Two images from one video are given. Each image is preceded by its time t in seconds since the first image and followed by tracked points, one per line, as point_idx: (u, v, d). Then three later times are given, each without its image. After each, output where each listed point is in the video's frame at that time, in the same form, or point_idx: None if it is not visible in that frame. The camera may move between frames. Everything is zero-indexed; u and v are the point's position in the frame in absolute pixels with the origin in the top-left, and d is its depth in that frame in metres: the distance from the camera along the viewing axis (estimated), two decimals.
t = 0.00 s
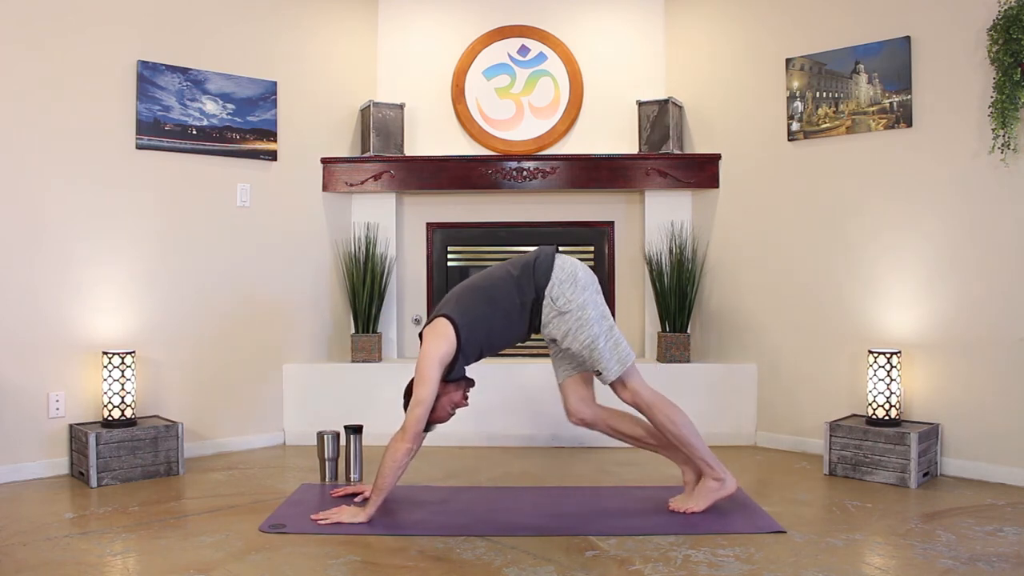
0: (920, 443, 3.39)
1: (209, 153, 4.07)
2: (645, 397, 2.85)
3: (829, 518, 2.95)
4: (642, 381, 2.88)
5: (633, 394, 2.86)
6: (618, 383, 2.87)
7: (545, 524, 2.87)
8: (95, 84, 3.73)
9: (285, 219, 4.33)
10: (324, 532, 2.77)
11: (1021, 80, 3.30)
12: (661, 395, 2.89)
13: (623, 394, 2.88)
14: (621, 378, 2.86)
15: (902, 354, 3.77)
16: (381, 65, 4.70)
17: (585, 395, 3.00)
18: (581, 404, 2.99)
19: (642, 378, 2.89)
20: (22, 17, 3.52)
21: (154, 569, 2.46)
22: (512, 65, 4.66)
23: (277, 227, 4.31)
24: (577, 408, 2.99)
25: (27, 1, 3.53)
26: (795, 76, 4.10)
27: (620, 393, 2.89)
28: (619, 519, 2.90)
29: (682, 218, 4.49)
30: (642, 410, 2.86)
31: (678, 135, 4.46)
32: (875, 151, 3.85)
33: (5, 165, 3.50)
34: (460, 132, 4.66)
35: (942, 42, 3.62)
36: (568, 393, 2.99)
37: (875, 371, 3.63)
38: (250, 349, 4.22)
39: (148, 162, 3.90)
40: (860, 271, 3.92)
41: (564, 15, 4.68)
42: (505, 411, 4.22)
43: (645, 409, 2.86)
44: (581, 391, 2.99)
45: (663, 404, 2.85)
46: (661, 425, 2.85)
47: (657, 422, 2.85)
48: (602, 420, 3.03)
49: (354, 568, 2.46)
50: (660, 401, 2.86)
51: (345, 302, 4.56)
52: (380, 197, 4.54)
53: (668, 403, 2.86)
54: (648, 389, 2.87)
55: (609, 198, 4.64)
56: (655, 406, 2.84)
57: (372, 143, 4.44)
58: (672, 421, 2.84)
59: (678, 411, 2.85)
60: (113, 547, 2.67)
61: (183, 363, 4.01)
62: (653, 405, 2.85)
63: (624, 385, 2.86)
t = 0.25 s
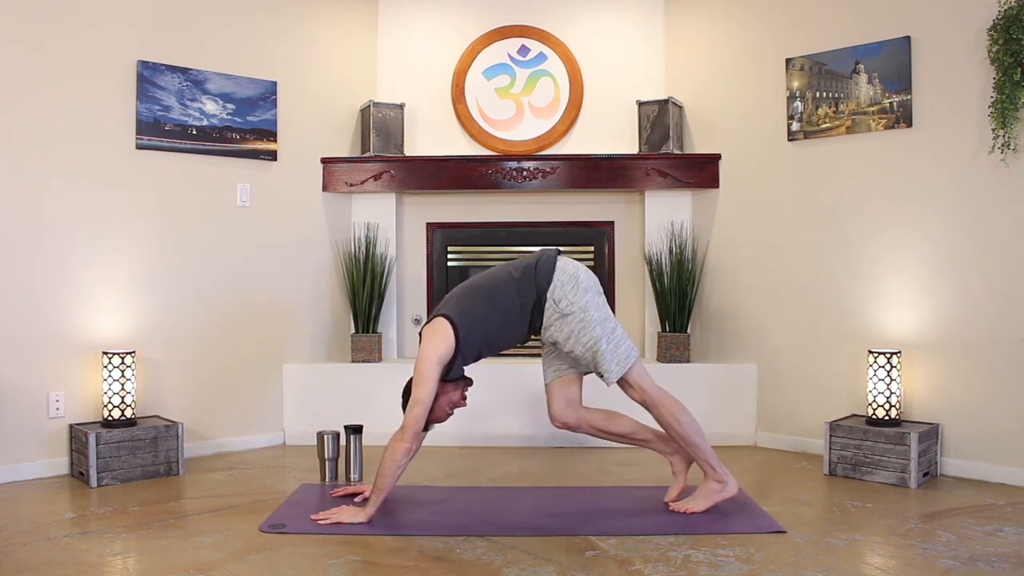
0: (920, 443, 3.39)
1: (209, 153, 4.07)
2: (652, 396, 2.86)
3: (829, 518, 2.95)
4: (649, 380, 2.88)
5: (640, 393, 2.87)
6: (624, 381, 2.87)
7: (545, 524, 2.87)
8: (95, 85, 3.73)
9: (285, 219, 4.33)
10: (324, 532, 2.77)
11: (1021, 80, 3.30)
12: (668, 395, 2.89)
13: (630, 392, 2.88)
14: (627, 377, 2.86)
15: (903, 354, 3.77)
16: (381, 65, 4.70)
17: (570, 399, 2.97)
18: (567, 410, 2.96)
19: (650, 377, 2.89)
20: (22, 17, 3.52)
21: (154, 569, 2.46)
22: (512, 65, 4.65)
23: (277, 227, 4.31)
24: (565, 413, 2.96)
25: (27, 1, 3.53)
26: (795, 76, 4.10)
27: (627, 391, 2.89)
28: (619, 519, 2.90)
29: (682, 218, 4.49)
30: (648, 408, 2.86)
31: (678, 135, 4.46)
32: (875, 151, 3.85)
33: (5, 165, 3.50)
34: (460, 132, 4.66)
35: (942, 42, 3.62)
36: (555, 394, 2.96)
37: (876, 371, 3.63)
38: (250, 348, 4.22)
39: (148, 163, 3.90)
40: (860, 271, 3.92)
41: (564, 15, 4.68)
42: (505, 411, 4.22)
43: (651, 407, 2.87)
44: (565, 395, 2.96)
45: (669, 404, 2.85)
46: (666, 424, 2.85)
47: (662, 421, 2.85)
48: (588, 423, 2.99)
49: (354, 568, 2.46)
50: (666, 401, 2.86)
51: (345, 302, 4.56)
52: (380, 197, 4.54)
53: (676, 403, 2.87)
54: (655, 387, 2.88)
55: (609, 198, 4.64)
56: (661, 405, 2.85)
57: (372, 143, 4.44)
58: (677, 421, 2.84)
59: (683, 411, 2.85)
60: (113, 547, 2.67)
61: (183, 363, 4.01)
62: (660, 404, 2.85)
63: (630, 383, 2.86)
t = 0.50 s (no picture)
0: (920, 443, 3.39)
1: (209, 153, 4.07)
2: (646, 395, 2.84)
3: (829, 518, 2.95)
4: (643, 379, 2.86)
5: (634, 392, 2.86)
6: (619, 381, 2.86)
7: (545, 524, 2.87)
8: (95, 85, 3.73)
9: (285, 219, 4.33)
10: (324, 532, 2.77)
11: (1021, 80, 3.30)
12: (661, 393, 2.87)
13: (624, 391, 2.87)
14: (621, 377, 2.85)
15: (903, 354, 3.77)
16: (381, 65, 4.70)
17: (592, 394, 3.01)
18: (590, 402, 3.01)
19: (643, 376, 2.88)
20: (22, 17, 3.52)
21: (154, 569, 2.46)
22: (512, 65, 4.66)
23: (277, 227, 4.31)
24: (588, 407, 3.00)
25: (27, 1, 3.53)
26: (795, 76, 4.10)
27: (622, 390, 2.88)
28: (619, 519, 2.90)
29: (682, 218, 4.49)
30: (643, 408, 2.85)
31: (678, 135, 4.46)
32: (875, 151, 3.85)
33: (5, 165, 3.50)
34: (460, 133, 4.66)
35: (942, 42, 3.62)
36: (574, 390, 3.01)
37: (876, 371, 3.63)
38: (250, 349, 4.22)
39: (148, 163, 3.90)
40: (860, 271, 3.92)
41: (564, 15, 4.68)
42: (505, 411, 4.22)
43: (646, 407, 2.85)
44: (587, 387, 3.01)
45: (664, 403, 2.82)
46: (662, 424, 2.83)
47: (657, 421, 2.83)
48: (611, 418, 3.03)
49: (354, 568, 2.46)
50: (660, 399, 2.83)
51: (345, 302, 4.56)
52: (380, 197, 4.54)
53: (670, 401, 2.84)
54: (649, 386, 2.86)
55: (609, 198, 4.64)
56: (656, 404, 2.82)
57: (372, 143, 4.44)
58: (673, 420, 2.82)
59: (678, 409, 2.83)
60: (113, 547, 2.67)
61: (183, 363, 4.01)
62: (654, 403, 2.83)
63: (624, 382, 2.85)
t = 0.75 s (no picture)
0: (920, 443, 3.39)
1: (209, 153, 4.07)
2: (642, 396, 2.84)
3: (829, 518, 2.95)
4: (639, 379, 2.86)
5: (631, 393, 2.86)
6: (616, 381, 2.86)
7: (546, 524, 2.86)
8: (95, 85, 3.73)
9: (285, 219, 4.33)
10: (324, 532, 2.77)
11: (1021, 80, 3.30)
12: (658, 393, 2.87)
13: (621, 392, 2.88)
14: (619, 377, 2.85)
15: (903, 354, 3.77)
16: (381, 65, 4.70)
17: (601, 390, 3.06)
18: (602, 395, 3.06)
19: (640, 376, 2.87)
20: (22, 17, 3.52)
21: (154, 569, 2.46)
22: (512, 65, 4.66)
23: (277, 227, 4.31)
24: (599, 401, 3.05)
25: (27, 0, 3.53)
26: (795, 76, 4.10)
27: (620, 391, 2.89)
28: (619, 519, 2.90)
29: (682, 218, 4.49)
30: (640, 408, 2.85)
31: (678, 135, 4.46)
32: (875, 151, 3.85)
33: (5, 165, 3.50)
34: (460, 132, 4.66)
35: (942, 42, 3.62)
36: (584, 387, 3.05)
37: (875, 371, 3.63)
38: (250, 348, 4.22)
39: (148, 162, 3.90)
40: (860, 271, 3.92)
41: (564, 15, 4.68)
42: (505, 411, 4.22)
43: (643, 407, 2.85)
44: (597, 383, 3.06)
45: (660, 403, 2.83)
46: (659, 424, 2.84)
47: (655, 420, 2.84)
48: (620, 414, 3.07)
49: (354, 568, 2.46)
50: (657, 400, 2.83)
51: (345, 302, 4.56)
52: (380, 197, 4.54)
53: (667, 401, 2.84)
54: (646, 386, 2.86)
55: (609, 198, 4.64)
56: (652, 405, 2.82)
57: (372, 143, 4.44)
58: (670, 420, 2.82)
59: (675, 409, 2.83)
60: (113, 547, 2.67)
61: (183, 363, 4.01)
62: (650, 404, 2.83)
63: (621, 383, 2.85)
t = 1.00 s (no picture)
0: (920, 443, 3.39)
1: (209, 152, 4.07)
2: (638, 398, 2.84)
3: (829, 518, 2.95)
4: (635, 381, 2.87)
5: (626, 395, 2.86)
6: (612, 384, 2.86)
7: (546, 524, 2.87)
8: (95, 85, 3.73)
9: (285, 219, 4.33)
10: (324, 532, 2.77)
11: (1021, 80, 3.30)
12: (654, 394, 2.87)
13: (617, 395, 2.88)
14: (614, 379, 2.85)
15: (903, 354, 3.77)
16: (381, 65, 4.70)
17: (596, 391, 3.10)
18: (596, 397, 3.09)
19: (635, 378, 2.87)
20: (23, 18, 3.52)
21: (154, 569, 2.46)
22: (512, 65, 4.66)
23: (277, 227, 4.31)
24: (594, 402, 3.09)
25: (27, 1, 3.53)
26: (795, 76, 4.10)
27: (616, 393, 2.89)
28: (619, 519, 2.90)
29: (682, 218, 4.49)
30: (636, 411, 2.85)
31: (678, 135, 4.47)
32: (875, 151, 3.85)
33: (5, 165, 3.50)
34: (460, 132, 4.66)
35: (942, 42, 3.62)
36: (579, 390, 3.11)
37: (875, 371, 3.63)
38: (250, 348, 4.22)
39: (148, 162, 3.90)
40: (860, 271, 3.92)
41: (564, 16, 4.68)
42: (505, 411, 4.22)
43: (639, 410, 2.85)
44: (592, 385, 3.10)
45: (657, 404, 2.83)
46: (655, 426, 2.84)
47: (651, 423, 2.84)
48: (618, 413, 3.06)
49: (354, 568, 2.46)
50: (652, 402, 2.83)
51: (345, 302, 4.56)
52: (380, 197, 4.54)
53: (662, 403, 2.84)
54: (641, 388, 2.86)
55: (609, 198, 4.64)
56: (649, 407, 2.83)
57: (372, 143, 4.44)
58: (666, 422, 2.82)
59: (671, 410, 2.83)
60: (113, 547, 2.67)
61: (183, 363, 4.01)
62: (646, 406, 2.83)
63: (617, 386, 2.85)
